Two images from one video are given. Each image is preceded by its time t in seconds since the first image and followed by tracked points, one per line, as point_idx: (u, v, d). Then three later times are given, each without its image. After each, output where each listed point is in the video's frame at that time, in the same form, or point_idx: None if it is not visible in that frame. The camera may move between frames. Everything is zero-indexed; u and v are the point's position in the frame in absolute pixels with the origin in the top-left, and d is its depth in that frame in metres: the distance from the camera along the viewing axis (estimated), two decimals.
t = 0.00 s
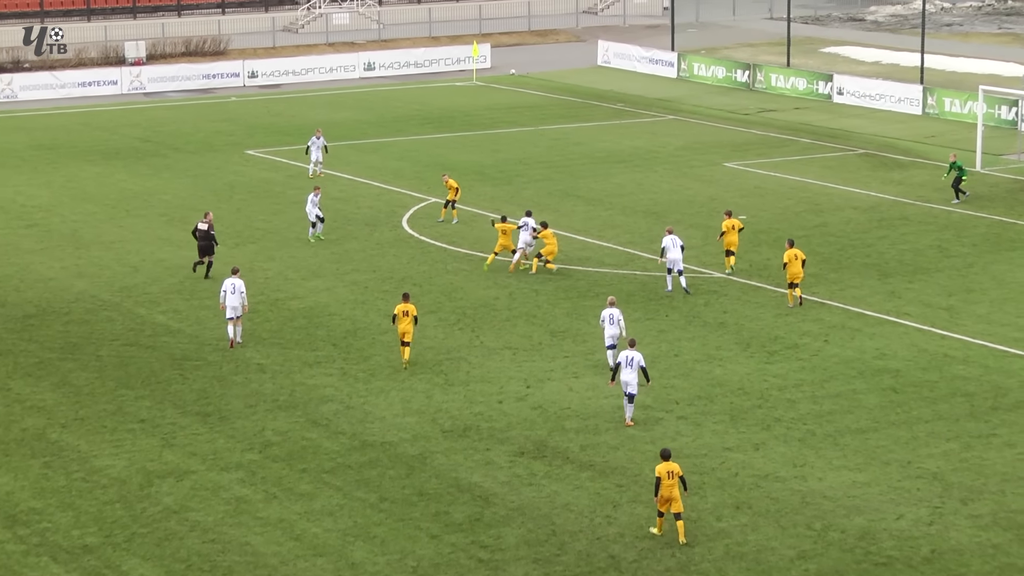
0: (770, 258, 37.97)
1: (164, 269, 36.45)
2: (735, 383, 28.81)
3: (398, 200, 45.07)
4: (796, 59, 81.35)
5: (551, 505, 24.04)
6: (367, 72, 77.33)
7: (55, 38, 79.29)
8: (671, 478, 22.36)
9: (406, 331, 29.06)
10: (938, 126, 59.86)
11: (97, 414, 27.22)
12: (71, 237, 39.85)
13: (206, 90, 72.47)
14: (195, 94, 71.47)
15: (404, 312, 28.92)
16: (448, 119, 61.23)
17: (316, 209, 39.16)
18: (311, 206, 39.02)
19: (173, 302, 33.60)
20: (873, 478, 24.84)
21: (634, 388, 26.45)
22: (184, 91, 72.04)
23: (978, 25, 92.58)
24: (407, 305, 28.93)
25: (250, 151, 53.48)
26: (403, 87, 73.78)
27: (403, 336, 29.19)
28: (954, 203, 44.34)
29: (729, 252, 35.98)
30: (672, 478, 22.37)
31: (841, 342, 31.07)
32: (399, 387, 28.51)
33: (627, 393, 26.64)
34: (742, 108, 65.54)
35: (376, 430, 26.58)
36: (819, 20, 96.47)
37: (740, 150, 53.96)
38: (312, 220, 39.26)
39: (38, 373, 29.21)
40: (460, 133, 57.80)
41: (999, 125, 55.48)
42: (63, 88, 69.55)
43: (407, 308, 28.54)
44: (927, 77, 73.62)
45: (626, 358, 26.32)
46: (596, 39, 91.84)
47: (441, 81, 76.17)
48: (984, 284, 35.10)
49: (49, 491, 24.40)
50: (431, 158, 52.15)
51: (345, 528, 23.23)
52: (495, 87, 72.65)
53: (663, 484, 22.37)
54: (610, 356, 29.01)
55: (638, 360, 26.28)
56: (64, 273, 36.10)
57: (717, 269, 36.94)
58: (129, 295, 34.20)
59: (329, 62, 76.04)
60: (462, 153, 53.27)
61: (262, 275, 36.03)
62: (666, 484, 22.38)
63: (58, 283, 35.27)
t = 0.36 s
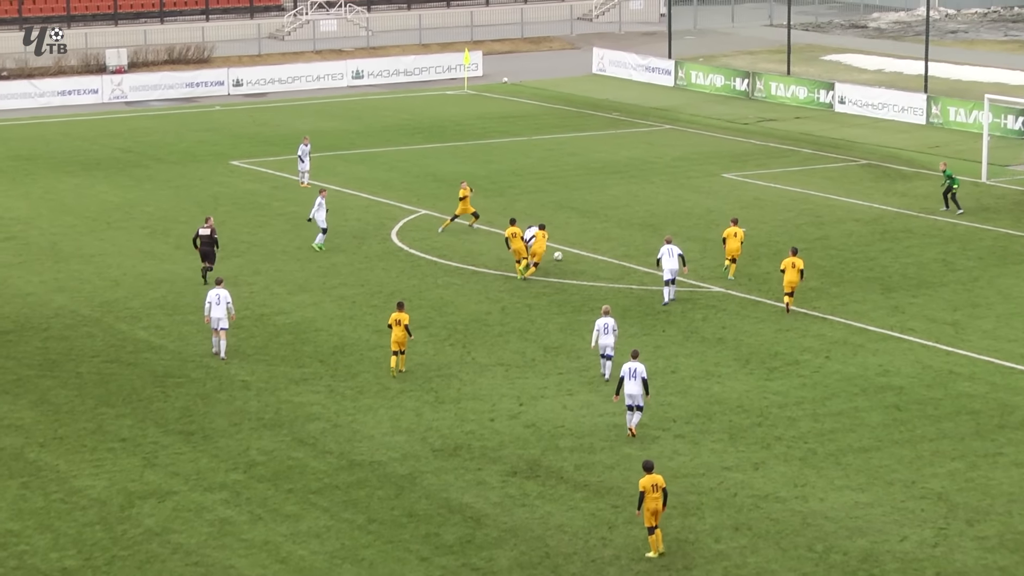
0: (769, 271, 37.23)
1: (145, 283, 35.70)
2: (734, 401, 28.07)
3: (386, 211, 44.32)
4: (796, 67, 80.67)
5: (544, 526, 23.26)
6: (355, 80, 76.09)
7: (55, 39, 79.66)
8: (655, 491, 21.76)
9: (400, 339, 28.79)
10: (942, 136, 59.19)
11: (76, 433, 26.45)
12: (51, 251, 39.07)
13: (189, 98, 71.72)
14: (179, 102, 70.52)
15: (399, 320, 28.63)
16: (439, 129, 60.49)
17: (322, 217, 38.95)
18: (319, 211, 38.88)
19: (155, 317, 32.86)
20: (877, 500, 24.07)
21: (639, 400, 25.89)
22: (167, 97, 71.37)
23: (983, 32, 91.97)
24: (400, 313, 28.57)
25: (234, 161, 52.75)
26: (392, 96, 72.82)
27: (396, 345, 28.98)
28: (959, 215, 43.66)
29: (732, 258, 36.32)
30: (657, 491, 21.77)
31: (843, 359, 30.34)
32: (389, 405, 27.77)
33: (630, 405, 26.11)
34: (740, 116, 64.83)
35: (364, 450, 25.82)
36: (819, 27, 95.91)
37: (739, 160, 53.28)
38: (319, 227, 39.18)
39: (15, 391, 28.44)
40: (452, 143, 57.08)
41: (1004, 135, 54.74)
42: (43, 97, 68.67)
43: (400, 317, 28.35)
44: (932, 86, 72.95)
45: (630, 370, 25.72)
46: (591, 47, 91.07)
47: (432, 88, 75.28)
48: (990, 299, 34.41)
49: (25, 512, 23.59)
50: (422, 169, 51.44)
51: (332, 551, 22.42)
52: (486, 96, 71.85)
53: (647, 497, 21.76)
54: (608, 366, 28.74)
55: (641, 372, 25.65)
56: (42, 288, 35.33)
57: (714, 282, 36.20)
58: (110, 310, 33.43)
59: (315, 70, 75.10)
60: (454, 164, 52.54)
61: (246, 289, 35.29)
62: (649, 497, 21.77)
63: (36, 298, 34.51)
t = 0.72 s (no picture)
0: (757, 289, 36.50)
1: (115, 302, 34.88)
2: (722, 422, 27.32)
3: (364, 227, 43.55)
4: (786, 78, 80.02)
5: (527, 551, 22.43)
6: (330, 92, 74.78)
7: (55, 39, 81.03)
8: (628, 512, 21.26)
9: (383, 352, 28.47)
10: (938, 149, 58.56)
11: (43, 457, 25.62)
12: (18, 268, 38.20)
13: (160, 110, 70.30)
14: (149, 114, 69.31)
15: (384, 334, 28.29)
16: (418, 142, 59.70)
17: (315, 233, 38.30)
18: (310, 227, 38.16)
19: (125, 337, 32.05)
20: (871, 524, 23.29)
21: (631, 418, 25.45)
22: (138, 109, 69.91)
23: (978, 42, 91.47)
24: (385, 326, 28.26)
25: (205, 176, 51.89)
26: (370, 107, 71.76)
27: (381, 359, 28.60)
28: (954, 231, 43.01)
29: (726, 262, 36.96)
30: (630, 512, 21.26)
31: (834, 379, 29.61)
32: (367, 427, 26.99)
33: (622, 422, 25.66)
34: (729, 129, 64.13)
35: (342, 473, 25.03)
36: (810, 37, 95.42)
37: (728, 174, 52.58)
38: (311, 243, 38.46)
39: None
40: (434, 156, 56.28)
41: (1001, 148, 54.33)
42: (11, 108, 67.51)
43: (384, 328, 28.01)
44: (926, 98, 72.37)
45: (628, 387, 25.44)
46: (574, 56, 90.18)
47: (412, 99, 74.31)
48: (985, 316, 33.73)
49: None
50: (402, 183, 50.65)
51: None
52: (468, 108, 71.03)
53: (619, 517, 21.27)
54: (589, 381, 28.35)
55: (638, 391, 25.36)
56: (9, 307, 34.47)
57: (702, 300, 35.47)
58: (78, 330, 32.61)
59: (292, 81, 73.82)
60: (435, 178, 51.76)
61: (220, 307, 34.49)
62: (622, 517, 21.28)
63: (3, 317, 33.64)
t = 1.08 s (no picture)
0: (746, 294, 35.88)
1: (86, 308, 34.18)
2: (712, 431, 26.68)
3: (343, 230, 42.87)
4: (776, 76, 79.42)
5: (511, 564, 21.75)
6: (308, 91, 73.90)
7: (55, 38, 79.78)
8: (604, 516, 20.69)
9: (367, 353, 28.18)
10: (933, 150, 57.93)
11: (11, 468, 24.91)
12: None
13: (132, 110, 69.54)
14: (121, 115, 68.47)
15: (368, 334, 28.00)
16: (397, 143, 59.07)
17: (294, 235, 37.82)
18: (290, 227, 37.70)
19: (97, 344, 31.36)
20: (865, 535, 22.63)
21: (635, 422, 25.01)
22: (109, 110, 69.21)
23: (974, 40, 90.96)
24: (369, 327, 27.96)
25: (179, 178, 51.14)
26: (348, 107, 71.01)
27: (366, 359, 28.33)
28: (949, 234, 42.40)
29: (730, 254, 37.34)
30: (605, 517, 20.70)
31: (827, 386, 28.98)
32: (347, 436, 26.31)
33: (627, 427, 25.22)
34: (719, 129, 63.50)
35: (320, 484, 24.35)
36: (801, 36, 94.81)
37: (717, 175, 51.96)
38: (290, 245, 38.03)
39: None
40: (415, 158, 55.61)
41: (997, 148, 53.21)
42: None
43: (369, 330, 27.79)
44: (920, 98, 71.78)
45: (629, 389, 24.96)
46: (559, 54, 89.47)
47: (391, 99, 73.51)
48: (981, 322, 33.12)
49: None
50: (383, 186, 49.98)
51: None
52: (449, 108, 70.36)
53: (594, 522, 20.71)
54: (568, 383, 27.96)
55: (640, 392, 24.89)
56: None
57: (691, 305, 34.84)
58: (48, 336, 31.92)
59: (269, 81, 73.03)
60: (416, 180, 51.11)
61: (194, 313, 33.81)
62: (598, 522, 20.72)
63: None
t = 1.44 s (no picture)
0: (733, 296, 34.30)
1: (29, 313, 32.50)
2: (698, 444, 25.08)
3: (303, 229, 41.21)
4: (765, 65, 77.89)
5: None
6: (265, 79, 72.08)
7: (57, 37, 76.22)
8: (565, 532, 19.29)
9: (338, 356, 26.66)
10: (937, 142, 56.43)
11: None
12: None
13: (75, 99, 67.31)
14: (61, 104, 66.26)
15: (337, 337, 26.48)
16: (360, 135, 57.43)
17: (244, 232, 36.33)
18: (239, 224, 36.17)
19: (38, 351, 29.68)
20: (863, 556, 21.03)
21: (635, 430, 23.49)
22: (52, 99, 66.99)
23: (978, 24, 89.45)
24: (337, 328, 26.43)
25: (123, 173, 49.43)
26: (307, 96, 69.13)
27: (335, 363, 26.82)
28: (953, 233, 40.81)
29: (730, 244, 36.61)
30: (567, 532, 19.30)
31: (822, 396, 27.38)
32: (307, 450, 24.67)
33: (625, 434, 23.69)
34: (704, 121, 61.97)
35: (278, 502, 22.71)
36: (794, 20, 93.22)
37: (703, 170, 50.39)
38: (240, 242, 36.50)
39: None
40: (381, 151, 53.96)
41: (1003, 140, 52.48)
42: None
43: (337, 331, 26.28)
44: (923, 86, 70.28)
45: (624, 395, 23.36)
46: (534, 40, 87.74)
47: (356, 87, 71.62)
48: (987, 327, 31.55)
49: None
50: (346, 181, 48.29)
51: None
52: (418, 97, 68.67)
53: (555, 539, 19.29)
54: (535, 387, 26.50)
55: (636, 398, 23.30)
56: None
57: (676, 309, 33.26)
58: None
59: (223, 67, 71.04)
60: (381, 175, 49.44)
61: (141, 318, 32.15)
62: (558, 538, 19.32)
63: None
